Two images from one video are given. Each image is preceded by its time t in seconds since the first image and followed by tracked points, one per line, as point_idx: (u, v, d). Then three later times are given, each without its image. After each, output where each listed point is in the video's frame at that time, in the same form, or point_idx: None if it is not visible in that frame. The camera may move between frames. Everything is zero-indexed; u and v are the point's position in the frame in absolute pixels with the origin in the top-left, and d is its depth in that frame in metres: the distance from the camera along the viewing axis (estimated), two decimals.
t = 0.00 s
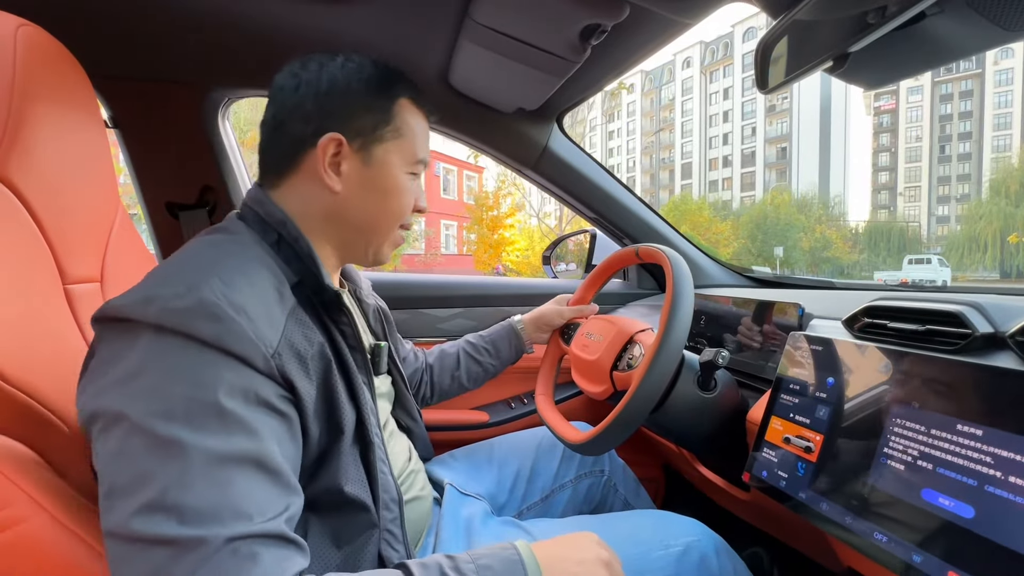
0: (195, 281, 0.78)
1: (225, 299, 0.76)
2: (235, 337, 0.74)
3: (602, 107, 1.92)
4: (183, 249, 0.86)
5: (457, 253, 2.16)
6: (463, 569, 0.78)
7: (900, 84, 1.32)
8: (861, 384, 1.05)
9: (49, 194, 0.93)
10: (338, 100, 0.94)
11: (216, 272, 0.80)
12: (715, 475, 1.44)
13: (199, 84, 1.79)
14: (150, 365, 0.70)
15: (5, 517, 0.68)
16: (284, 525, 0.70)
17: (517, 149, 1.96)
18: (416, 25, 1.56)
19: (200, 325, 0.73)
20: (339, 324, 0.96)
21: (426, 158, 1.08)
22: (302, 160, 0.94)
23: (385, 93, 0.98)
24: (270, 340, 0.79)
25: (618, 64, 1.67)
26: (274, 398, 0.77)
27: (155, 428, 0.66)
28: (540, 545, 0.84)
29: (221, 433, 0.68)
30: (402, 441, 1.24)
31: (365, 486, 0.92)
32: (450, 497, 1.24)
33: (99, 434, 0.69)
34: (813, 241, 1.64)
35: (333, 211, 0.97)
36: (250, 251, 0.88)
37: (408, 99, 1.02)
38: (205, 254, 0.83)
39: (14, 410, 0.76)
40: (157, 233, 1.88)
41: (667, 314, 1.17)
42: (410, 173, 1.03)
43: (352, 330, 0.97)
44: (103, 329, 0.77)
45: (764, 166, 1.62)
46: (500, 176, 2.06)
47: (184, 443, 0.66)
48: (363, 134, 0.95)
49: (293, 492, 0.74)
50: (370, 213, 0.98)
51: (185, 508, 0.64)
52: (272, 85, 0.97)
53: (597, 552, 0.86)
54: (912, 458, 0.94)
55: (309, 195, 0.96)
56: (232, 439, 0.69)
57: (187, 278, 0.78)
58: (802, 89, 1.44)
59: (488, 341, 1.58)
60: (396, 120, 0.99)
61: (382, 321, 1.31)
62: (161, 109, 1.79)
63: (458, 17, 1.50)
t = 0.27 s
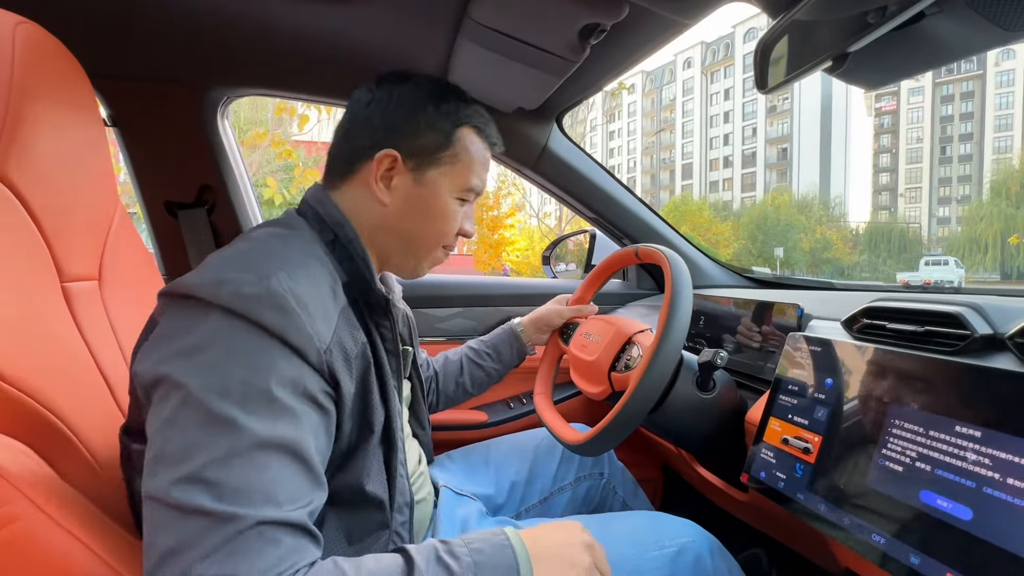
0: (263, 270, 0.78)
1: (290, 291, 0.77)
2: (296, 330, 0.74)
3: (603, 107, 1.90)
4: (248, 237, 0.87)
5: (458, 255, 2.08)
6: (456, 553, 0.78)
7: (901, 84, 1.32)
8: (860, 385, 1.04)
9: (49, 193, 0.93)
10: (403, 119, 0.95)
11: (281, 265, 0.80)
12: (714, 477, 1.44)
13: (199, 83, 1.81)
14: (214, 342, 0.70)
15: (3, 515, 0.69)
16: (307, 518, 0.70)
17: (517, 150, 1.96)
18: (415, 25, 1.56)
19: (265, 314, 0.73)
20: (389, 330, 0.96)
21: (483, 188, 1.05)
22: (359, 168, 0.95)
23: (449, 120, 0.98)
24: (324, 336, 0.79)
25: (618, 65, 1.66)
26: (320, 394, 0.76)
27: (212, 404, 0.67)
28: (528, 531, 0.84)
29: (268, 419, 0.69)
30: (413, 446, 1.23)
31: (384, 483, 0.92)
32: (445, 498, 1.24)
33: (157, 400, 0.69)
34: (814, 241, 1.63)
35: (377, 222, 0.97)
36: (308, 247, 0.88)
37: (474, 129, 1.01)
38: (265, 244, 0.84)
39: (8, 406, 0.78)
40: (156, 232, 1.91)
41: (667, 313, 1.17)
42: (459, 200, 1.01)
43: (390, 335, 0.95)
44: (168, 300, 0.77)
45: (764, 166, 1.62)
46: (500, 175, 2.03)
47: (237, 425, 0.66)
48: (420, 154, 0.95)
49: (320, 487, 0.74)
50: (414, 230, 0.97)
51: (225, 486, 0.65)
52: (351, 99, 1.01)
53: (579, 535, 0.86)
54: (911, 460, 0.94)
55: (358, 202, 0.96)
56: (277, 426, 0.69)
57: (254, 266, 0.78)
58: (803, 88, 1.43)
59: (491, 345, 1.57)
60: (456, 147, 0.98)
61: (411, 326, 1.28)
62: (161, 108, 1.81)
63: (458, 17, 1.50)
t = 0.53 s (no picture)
0: (301, 276, 0.79)
1: (327, 298, 0.78)
2: (334, 337, 0.75)
3: (605, 112, 1.93)
4: (289, 238, 0.88)
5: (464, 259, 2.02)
6: (454, 542, 0.82)
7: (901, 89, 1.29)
8: (871, 387, 1.07)
9: (75, 193, 0.93)
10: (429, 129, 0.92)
11: (318, 271, 0.81)
12: (725, 478, 1.44)
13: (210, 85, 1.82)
14: (256, 344, 0.72)
15: (39, 512, 0.70)
16: (336, 521, 0.72)
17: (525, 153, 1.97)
18: (429, 29, 1.57)
19: (306, 320, 0.74)
20: (420, 337, 0.95)
21: (513, 205, 0.97)
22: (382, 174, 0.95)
23: (474, 131, 0.92)
24: (359, 344, 0.79)
25: (628, 70, 1.68)
26: (353, 400, 0.77)
27: (255, 404, 0.68)
28: (509, 523, 0.89)
29: (303, 420, 0.70)
30: (433, 449, 1.23)
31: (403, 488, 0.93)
32: (458, 499, 1.28)
33: (199, 396, 0.71)
34: (814, 245, 1.66)
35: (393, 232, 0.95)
36: (342, 253, 0.88)
37: (504, 140, 0.94)
38: (301, 249, 0.84)
39: (37, 402, 0.80)
40: (173, 232, 1.93)
41: (681, 313, 1.19)
42: (479, 215, 0.94)
43: (421, 340, 0.95)
44: (213, 299, 0.79)
45: (764, 170, 1.65)
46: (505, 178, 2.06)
47: (278, 425, 0.68)
48: (433, 165, 0.91)
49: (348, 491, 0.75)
50: (426, 242, 0.95)
51: (264, 484, 0.66)
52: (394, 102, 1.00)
53: (548, 525, 0.91)
54: (926, 458, 0.96)
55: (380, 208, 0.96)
56: (313, 428, 0.70)
57: (293, 271, 0.79)
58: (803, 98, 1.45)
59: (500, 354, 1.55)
60: (475, 159, 0.92)
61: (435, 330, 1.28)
62: (176, 111, 1.82)
63: (473, 22, 1.51)
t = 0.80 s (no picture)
0: (269, 281, 0.75)
1: (296, 300, 0.74)
2: (303, 341, 0.72)
3: (606, 107, 1.91)
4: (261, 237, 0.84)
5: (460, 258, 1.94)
6: (467, 532, 0.79)
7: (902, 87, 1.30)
8: (867, 385, 1.06)
9: (63, 190, 0.93)
10: (389, 118, 0.84)
11: (289, 272, 0.77)
12: (721, 475, 1.43)
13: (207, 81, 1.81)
14: (226, 355, 0.69)
15: (20, 512, 0.69)
16: (332, 521, 0.71)
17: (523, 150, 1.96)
18: (424, 25, 1.56)
19: (272, 326, 0.70)
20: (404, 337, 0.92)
21: (491, 193, 0.88)
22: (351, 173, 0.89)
23: (437, 117, 0.82)
24: (333, 348, 0.76)
25: (625, 66, 1.67)
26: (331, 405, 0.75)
27: (228, 416, 0.66)
28: (527, 500, 0.85)
29: (284, 427, 0.68)
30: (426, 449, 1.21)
31: (396, 488, 0.91)
32: (450, 498, 1.28)
33: (171, 410, 0.69)
34: (814, 243, 1.65)
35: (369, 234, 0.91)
36: (322, 252, 0.84)
37: (474, 122, 0.84)
38: (274, 251, 0.81)
39: (25, 404, 0.79)
40: (165, 227, 1.94)
41: (675, 311, 1.18)
42: (455, 210, 0.87)
43: (409, 337, 0.92)
44: (180, 306, 0.76)
45: (765, 168, 1.63)
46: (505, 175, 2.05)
47: (257, 435, 0.66)
48: (397, 162, 0.84)
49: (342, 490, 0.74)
50: (402, 243, 0.89)
51: (250, 495, 0.65)
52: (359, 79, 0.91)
53: (574, 507, 0.86)
54: (920, 458, 0.95)
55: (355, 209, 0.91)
56: (294, 434, 0.68)
57: (264, 274, 0.76)
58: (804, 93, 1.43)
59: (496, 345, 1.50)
60: (440, 150, 0.83)
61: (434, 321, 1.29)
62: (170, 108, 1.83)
63: (469, 17, 1.50)
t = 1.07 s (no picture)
0: (298, 282, 0.73)
1: (322, 298, 0.72)
2: (335, 337, 0.70)
3: (607, 107, 1.91)
4: (272, 236, 0.81)
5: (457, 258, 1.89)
6: (564, 454, 0.78)
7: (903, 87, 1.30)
8: (865, 387, 1.05)
9: (58, 190, 0.93)
10: (388, 107, 0.80)
11: (313, 270, 0.75)
12: (715, 475, 1.42)
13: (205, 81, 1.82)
14: (269, 364, 0.68)
15: (16, 511, 0.69)
16: (428, 476, 0.72)
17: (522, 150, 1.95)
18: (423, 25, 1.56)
19: (305, 326, 0.69)
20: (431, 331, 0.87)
21: (500, 177, 0.85)
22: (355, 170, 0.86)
23: (438, 102, 0.79)
24: (371, 339, 0.73)
25: (624, 66, 1.67)
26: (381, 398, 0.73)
27: (297, 417, 0.66)
28: (613, 402, 0.85)
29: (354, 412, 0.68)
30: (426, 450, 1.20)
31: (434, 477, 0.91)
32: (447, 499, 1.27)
33: (232, 428, 0.69)
34: (815, 243, 1.64)
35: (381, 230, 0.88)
36: (343, 250, 0.81)
37: (477, 104, 0.80)
38: (293, 249, 0.78)
39: (22, 405, 0.79)
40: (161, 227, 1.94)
41: (672, 313, 1.17)
42: (465, 198, 0.83)
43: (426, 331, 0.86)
44: (208, 321, 0.75)
45: (765, 168, 1.63)
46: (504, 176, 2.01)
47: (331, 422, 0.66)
48: (402, 154, 0.81)
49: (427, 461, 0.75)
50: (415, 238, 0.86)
51: (348, 476, 0.65)
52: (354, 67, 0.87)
53: (656, 397, 0.86)
54: (915, 460, 0.95)
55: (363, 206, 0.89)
56: (363, 416, 0.68)
57: (287, 274, 0.73)
58: (806, 91, 1.45)
59: (494, 342, 1.49)
60: (445, 139, 0.80)
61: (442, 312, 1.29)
62: (168, 107, 1.84)
63: (466, 17, 1.50)
